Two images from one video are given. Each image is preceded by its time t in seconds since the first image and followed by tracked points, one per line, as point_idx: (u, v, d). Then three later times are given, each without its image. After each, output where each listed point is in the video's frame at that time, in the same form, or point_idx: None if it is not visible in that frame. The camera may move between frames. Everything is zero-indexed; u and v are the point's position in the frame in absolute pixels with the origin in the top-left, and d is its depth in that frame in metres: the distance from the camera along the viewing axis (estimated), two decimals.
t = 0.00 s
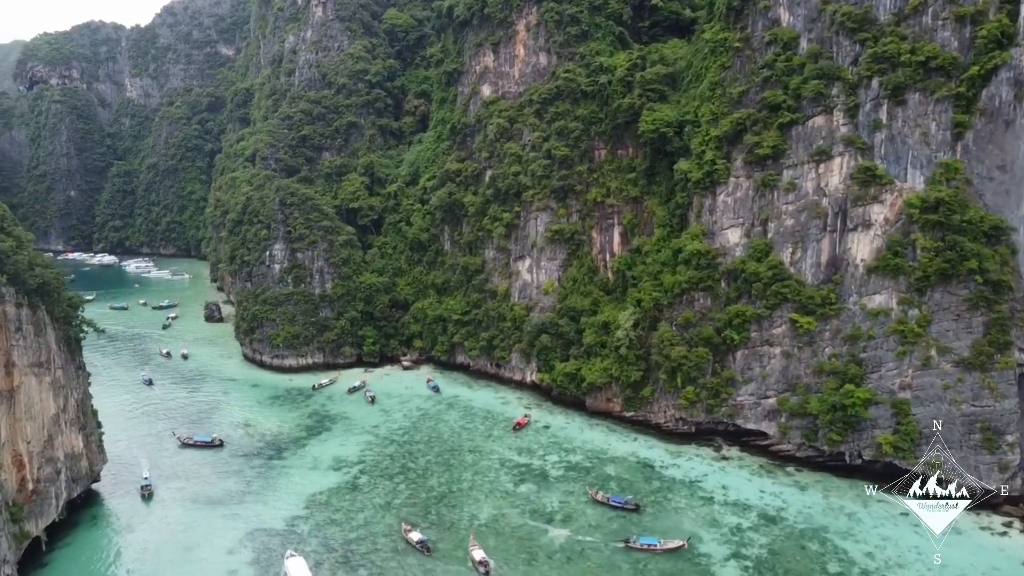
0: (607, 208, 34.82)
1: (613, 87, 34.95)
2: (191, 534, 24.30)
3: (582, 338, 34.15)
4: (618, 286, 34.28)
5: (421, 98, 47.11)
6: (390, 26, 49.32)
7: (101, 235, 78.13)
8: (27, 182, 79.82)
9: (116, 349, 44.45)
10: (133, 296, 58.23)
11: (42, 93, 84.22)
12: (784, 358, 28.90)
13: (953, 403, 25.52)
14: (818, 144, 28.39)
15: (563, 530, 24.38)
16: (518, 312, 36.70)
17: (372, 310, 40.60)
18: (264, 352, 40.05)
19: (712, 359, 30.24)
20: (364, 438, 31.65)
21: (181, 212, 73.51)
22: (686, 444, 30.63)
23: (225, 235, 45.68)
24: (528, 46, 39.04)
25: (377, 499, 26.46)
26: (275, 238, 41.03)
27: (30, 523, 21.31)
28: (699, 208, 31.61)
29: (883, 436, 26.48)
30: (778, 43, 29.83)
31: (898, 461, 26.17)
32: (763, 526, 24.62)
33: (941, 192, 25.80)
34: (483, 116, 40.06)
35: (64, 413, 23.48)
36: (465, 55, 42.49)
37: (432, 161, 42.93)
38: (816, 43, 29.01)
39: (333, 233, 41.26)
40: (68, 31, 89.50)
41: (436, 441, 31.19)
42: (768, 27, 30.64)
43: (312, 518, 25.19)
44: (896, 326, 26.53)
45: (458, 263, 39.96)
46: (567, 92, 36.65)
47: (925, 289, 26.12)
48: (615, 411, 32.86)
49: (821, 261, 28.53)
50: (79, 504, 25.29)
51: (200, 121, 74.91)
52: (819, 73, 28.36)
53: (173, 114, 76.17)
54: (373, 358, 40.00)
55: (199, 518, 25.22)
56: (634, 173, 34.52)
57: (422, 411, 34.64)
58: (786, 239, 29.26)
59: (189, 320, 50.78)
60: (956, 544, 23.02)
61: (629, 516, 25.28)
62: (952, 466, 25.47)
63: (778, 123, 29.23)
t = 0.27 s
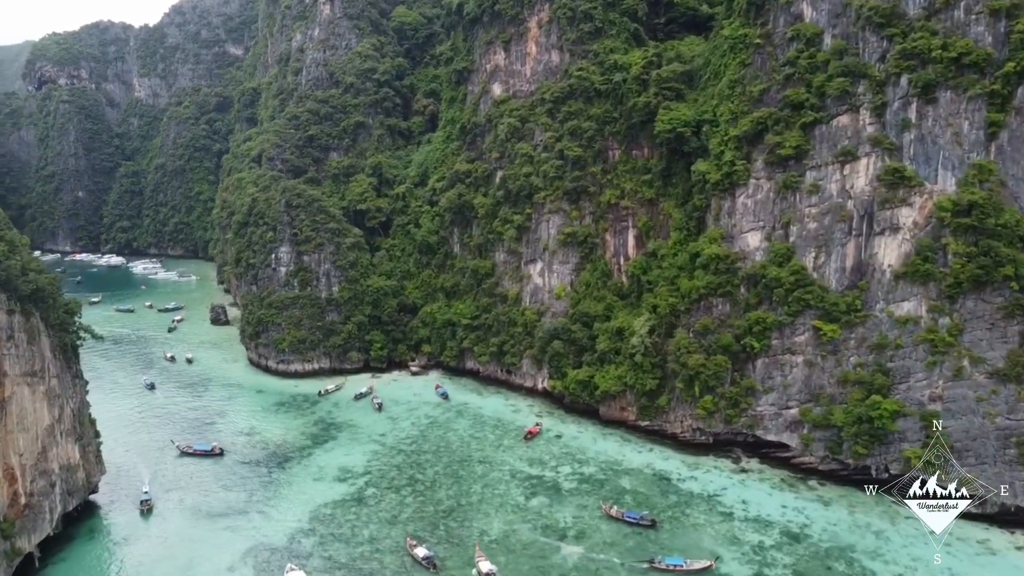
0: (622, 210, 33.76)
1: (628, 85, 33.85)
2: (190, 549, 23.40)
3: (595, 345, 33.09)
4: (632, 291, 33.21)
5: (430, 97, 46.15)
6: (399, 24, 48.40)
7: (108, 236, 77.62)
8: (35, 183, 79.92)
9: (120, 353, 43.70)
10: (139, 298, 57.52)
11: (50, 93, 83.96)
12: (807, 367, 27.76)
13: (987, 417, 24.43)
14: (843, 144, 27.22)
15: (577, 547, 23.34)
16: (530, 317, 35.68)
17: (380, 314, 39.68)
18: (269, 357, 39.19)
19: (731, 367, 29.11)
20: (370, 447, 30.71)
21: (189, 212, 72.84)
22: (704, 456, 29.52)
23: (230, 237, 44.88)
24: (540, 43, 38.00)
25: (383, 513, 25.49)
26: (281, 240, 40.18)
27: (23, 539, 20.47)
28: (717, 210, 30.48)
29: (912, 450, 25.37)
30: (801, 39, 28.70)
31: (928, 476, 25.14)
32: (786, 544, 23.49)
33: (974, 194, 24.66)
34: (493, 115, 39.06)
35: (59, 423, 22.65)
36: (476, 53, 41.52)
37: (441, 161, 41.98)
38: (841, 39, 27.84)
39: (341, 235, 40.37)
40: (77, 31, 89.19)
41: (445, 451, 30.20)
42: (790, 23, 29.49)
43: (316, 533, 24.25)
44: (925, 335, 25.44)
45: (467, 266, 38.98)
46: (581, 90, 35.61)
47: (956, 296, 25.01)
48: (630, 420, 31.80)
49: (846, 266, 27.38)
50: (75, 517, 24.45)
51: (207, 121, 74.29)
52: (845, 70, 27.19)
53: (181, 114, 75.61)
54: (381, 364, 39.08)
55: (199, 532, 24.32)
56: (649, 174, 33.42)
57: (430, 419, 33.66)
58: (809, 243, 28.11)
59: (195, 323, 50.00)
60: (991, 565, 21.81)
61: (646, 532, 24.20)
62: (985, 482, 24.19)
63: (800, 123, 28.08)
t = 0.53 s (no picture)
0: (637, 212, 32.74)
1: (644, 83, 32.77)
2: (189, 564, 22.55)
3: (609, 351, 32.07)
4: (648, 295, 32.18)
5: (440, 96, 45.20)
6: (408, 22, 47.50)
7: (117, 236, 77.17)
8: (44, 182, 79.94)
9: (125, 356, 43.03)
10: (146, 299, 56.89)
11: (58, 92, 83.77)
12: (831, 376, 26.64)
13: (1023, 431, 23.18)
14: (870, 144, 26.06)
15: (591, 565, 22.33)
16: (542, 321, 34.69)
17: (388, 318, 38.79)
18: (275, 361, 38.39)
19: (751, 376, 28.01)
20: (377, 456, 29.80)
21: (197, 213, 72.24)
22: (723, 467, 28.43)
23: (236, 238, 44.12)
24: (552, 40, 36.98)
25: (390, 527, 24.57)
26: (287, 242, 39.35)
27: (15, 555, 19.64)
28: (737, 212, 29.38)
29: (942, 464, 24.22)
30: (825, 35, 27.57)
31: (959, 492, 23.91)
32: (811, 563, 22.39)
33: (1010, 196, 23.40)
34: (504, 114, 38.08)
35: (54, 433, 21.84)
36: (486, 50, 40.54)
37: (450, 162, 41.02)
38: (867, 34, 26.69)
39: (348, 237, 39.50)
40: (86, 30, 88.94)
41: (454, 461, 29.26)
42: (814, 18, 28.37)
43: (320, 547, 23.35)
44: (957, 343, 24.27)
45: (478, 269, 38.02)
46: (594, 88, 34.55)
47: (990, 303, 23.84)
48: (645, 429, 30.77)
49: (872, 271, 26.24)
50: (72, 529, 23.65)
51: (216, 121, 73.71)
52: (872, 66, 26.04)
53: (190, 113, 75.07)
54: (389, 368, 38.21)
55: (199, 546, 23.47)
56: (666, 174, 32.36)
57: (439, 427, 32.73)
58: (833, 247, 26.97)
59: (201, 325, 49.29)
60: None
61: (663, 549, 23.16)
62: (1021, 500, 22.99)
63: (825, 121, 26.96)
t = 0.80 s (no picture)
0: (652, 214, 31.71)
1: (661, 81, 31.70)
2: None
3: (624, 358, 31.03)
4: (664, 300, 31.13)
5: (450, 95, 44.25)
6: (418, 19, 46.61)
7: (125, 236, 76.69)
8: (52, 182, 79.82)
9: (129, 360, 42.34)
10: (152, 301, 56.23)
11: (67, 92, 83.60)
12: (857, 386, 25.51)
13: None
14: (899, 144, 24.91)
15: None
16: (554, 327, 33.70)
17: (396, 322, 37.90)
18: (281, 366, 37.57)
19: (772, 386, 26.91)
20: (384, 467, 28.88)
21: (205, 213, 71.60)
22: (742, 480, 27.32)
23: (242, 240, 43.34)
24: (565, 37, 35.97)
25: (396, 542, 23.61)
26: (293, 244, 38.51)
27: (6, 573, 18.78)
28: (758, 215, 28.28)
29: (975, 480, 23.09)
30: (851, 30, 26.46)
31: (993, 510, 22.78)
32: None
33: None
34: (516, 113, 37.09)
35: (48, 445, 21.00)
36: (497, 48, 39.56)
37: (460, 162, 40.07)
38: (896, 29, 25.55)
39: (355, 239, 38.63)
40: (96, 30, 88.68)
41: (463, 472, 28.29)
42: (839, 13, 27.25)
43: (323, 564, 22.43)
44: (992, 354, 23.12)
45: (488, 272, 37.05)
46: (609, 87, 33.51)
47: None
48: (661, 439, 29.71)
49: (900, 277, 25.09)
50: (68, 543, 22.82)
51: (225, 120, 73.11)
52: (901, 63, 24.90)
53: (199, 113, 74.53)
54: (397, 374, 37.30)
55: (198, 561, 22.60)
56: (683, 176, 31.31)
57: (448, 435, 31.77)
58: (859, 252, 25.82)
59: (207, 328, 48.58)
60: None
61: (681, 569, 22.11)
62: None
63: (851, 121, 25.84)
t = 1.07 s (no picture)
0: (670, 217, 30.64)
1: (679, 79, 30.60)
2: None
3: (641, 366, 29.97)
4: (683, 306, 30.05)
5: (462, 93, 43.27)
6: (429, 17, 45.68)
7: (135, 237, 76.26)
8: (63, 182, 79.54)
9: (135, 363, 41.65)
10: (160, 303, 55.61)
11: (78, 92, 83.37)
12: (887, 398, 24.32)
13: None
14: (932, 145, 23.71)
15: None
16: (568, 333, 32.67)
17: (405, 327, 36.97)
18: (288, 371, 36.73)
19: (797, 397, 25.76)
20: (392, 478, 27.93)
21: (215, 214, 71.00)
22: (765, 495, 26.17)
23: (250, 242, 42.57)
24: (580, 34, 34.91)
25: (404, 560, 22.64)
26: (301, 247, 37.65)
27: None
28: (781, 218, 27.14)
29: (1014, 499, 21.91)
30: (881, 25, 25.27)
31: None
32: None
33: None
34: (529, 113, 36.07)
35: (42, 457, 20.17)
36: (510, 46, 38.55)
37: (471, 163, 39.09)
38: (930, 23, 24.33)
39: (364, 242, 37.73)
40: (107, 30, 88.45)
41: (474, 484, 27.30)
42: (868, 7, 26.06)
43: None
44: None
45: (500, 276, 36.06)
46: (626, 85, 32.43)
47: None
48: (679, 450, 28.62)
49: (933, 284, 23.89)
50: (63, 558, 22.00)
51: (235, 120, 72.51)
52: (935, 59, 23.70)
53: (209, 113, 73.98)
54: (406, 380, 36.38)
55: None
56: (703, 177, 30.22)
57: (458, 445, 30.79)
58: (890, 257, 24.63)
59: (214, 331, 47.86)
60: None
61: None
62: None
63: (881, 120, 24.66)
